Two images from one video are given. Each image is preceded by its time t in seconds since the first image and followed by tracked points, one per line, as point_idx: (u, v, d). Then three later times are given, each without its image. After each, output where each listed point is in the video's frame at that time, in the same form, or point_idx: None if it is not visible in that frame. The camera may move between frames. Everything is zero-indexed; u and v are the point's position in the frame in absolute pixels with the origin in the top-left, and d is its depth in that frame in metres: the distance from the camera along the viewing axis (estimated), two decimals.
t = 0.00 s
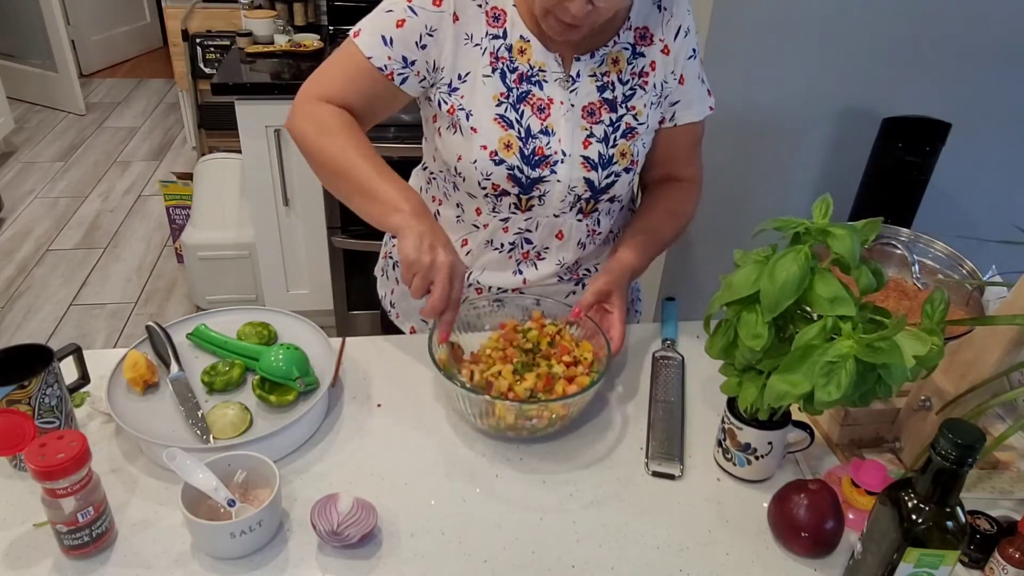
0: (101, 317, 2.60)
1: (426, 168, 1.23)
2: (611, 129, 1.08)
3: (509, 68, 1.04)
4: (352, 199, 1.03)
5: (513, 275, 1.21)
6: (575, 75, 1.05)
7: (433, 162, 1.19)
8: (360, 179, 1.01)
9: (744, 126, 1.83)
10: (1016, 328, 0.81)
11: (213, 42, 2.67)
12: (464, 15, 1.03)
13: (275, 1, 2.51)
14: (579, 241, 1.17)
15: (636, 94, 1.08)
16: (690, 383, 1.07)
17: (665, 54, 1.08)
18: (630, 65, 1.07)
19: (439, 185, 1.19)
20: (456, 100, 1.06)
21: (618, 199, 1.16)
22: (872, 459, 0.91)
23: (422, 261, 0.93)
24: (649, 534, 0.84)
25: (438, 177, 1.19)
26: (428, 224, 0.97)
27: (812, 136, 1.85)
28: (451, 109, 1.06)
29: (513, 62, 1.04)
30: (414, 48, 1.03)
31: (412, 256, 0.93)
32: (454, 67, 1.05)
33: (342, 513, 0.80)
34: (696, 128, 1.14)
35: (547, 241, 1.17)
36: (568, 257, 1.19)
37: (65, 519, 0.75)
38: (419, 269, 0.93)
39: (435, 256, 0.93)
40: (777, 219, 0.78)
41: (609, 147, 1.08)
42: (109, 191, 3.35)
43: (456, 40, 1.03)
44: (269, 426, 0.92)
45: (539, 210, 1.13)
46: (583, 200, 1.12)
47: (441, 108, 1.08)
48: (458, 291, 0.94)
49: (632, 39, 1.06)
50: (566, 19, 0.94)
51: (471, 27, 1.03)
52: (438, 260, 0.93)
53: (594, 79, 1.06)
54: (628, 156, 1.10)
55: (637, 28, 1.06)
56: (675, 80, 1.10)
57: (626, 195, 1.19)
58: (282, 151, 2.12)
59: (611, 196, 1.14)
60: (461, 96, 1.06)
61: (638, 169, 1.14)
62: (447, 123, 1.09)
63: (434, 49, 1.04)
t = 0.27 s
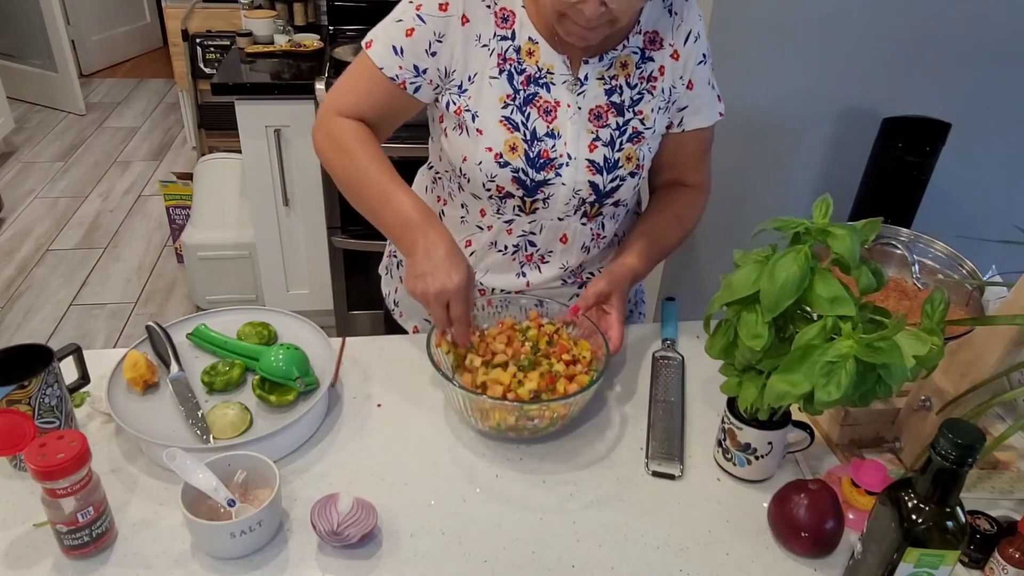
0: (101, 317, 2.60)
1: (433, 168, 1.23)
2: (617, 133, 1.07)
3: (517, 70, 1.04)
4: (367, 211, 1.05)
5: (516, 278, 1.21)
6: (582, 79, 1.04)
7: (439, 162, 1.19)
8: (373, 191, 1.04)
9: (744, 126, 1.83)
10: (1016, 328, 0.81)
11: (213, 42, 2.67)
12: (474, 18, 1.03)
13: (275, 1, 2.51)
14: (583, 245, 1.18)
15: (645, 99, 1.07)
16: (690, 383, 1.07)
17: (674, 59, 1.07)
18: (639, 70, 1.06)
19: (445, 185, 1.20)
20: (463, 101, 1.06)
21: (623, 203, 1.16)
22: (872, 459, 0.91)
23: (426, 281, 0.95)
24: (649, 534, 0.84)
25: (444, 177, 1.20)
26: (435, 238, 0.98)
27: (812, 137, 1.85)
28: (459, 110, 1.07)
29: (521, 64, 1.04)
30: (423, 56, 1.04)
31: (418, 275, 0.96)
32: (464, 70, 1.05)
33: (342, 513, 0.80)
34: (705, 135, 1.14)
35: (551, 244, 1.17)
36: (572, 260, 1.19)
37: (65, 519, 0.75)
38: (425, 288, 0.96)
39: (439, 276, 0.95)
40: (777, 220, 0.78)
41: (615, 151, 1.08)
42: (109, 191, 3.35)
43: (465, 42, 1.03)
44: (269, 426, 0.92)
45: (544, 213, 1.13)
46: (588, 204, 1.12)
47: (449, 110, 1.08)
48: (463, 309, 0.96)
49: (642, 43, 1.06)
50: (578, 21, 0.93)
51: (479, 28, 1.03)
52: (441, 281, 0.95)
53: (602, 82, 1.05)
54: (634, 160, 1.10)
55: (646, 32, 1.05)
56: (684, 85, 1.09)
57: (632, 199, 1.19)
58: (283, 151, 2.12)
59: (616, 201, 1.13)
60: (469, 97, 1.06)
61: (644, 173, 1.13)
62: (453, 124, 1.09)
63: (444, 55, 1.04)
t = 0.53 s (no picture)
0: (101, 317, 2.60)
1: (438, 167, 1.23)
2: (619, 133, 1.07)
3: (518, 71, 1.04)
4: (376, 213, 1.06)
5: (518, 277, 1.21)
6: (585, 79, 1.05)
7: (444, 162, 1.20)
8: (379, 192, 1.04)
9: (744, 126, 1.83)
10: (1017, 328, 0.81)
11: (213, 42, 2.67)
12: (477, 20, 1.03)
13: (275, 1, 2.51)
14: (585, 245, 1.17)
15: (647, 99, 1.07)
16: (690, 383, 1.07)
17: (678, 59, 1.07)
18: (641, 70, 1.06)
19: (449, 184, 1.20)
20: (465, 102, 1.07)
21: (626, 204, 1.16)
22: (872, 459, 0.91)
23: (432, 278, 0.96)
24: (649, 534, 0.84)
25: (448, 177, 1.20)
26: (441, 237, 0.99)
27: (812, 137, 1.85)
28: (460, 111, 1.07)
29: (522, 65, 1.04)
30: (428, 60, 1.04)
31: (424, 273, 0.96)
32: (467, 71, 1.06)
33: (342, 513, 0.80)
34: (711, 135, 1.13)
35: (553, 244, 1.17)
36: (573, 260, 1.19)
37: (65, 519, 0.75)
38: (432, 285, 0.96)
39: (444, 271, 0.95)
40: (777, 220, 0.78)
41: (617, 151, 1.08)
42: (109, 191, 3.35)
43: (468, 43, 1.04)
44: (269, 426, 0.92)
45: (546, 213, 1.13)
46: (590, 204, 1.12)
47: (451, 111, 1.09)
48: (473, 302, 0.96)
49: (645, 43, 1.05)
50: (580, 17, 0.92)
51: (481, 29, 1.04)
52: (448, 276, 0.95)
53: (604, 83, 1.05)
54: (636, 161, 1.09)
55: (650, 32, 1.05)
56: (688, 85, 1.08)
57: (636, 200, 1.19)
58: (283, 151, 2.12)
59: (618, 201, 1.13)
60: (471, 98, 1.06)
61: (647, 174, 1.13)
62: (456, 124, 1.09)
63: (447, 58, 1.05)
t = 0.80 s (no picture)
0: (101, 317, 2.60)
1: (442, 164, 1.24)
2: (621, 132, 1.07)
3: (521, 68, 1.05)
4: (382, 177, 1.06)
5: (520, 275, 1.20)
6: (588, 77, 1.04)
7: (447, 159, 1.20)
8: (384, 152, 1.04)
9: (744, 125, 1.83)
10: (1017, 328, 0.81)
11: (213, 42, 2.67)
12: (479, 16, 1.04)
13: (275, 1, 2.51)
14: (586, 244, 1.17)
15: (650, 98, 1.07)
16: (690, 383, 1.07)
17: (681, 59, 1.07)
18: (644, 70, 1.06)
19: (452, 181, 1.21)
20: (468, 98, 1.07)
21: (628, 204, 1.16)
22: (872, 459, 0.91)
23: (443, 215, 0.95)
24: (649, 534, 0.84)
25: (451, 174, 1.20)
26: (450, 181, 0.99)
27: (812, 136, 1.85)
28: (463, 107, 1.08)
29: (525, 62, 1.05)
30: (427, 52, 1.05)
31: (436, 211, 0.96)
32: (469, 66, 1.06)
33: (342, 513, 0.80)
34: (714, 136, 1.12)
35: (554, 243, 1.17)
36: (575, 259, 1.19)
37: (65, 519, 0.75)
38: (445, 224, 0.95)
39: (457, 205, 0.95)
40: (777, 219, 0.78)
41: (619, 150, 1.08)
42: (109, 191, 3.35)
43: (470, 39, 1.05)
44: (269, 426, 0.91)
45: (547, 210, 1.13)
46: (591, 202, 1.12)
47: (454, 106, 1.09)
48: (489, 234, 0.95)
49: (649, 43, 1.05)
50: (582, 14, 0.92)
51: (484, 26, 1.04)
52: (460, 209, 0.94)
53: (607, 81, 1.05)
54: (638, 160, 1.09)
55: (654, 32, 1.05)
56: (693, 86, 1.08)
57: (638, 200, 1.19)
58: (283, 151, 2.12)
59: (620, 200, 1.13)
60: (473, 94, 1.07)
61: (649, 174, 1.12)
62: (459, 120, 1.10)
63: (447, 51, 1.05)
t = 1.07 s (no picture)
0: (101, 317, 2.60)
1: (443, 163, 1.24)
2: (621, 132, 1.07)
3: (520, 67, 1.05)
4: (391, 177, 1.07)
5: (520, 274, 1.20)
6: (587, 77, 1.04)
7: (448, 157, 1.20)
8: (390, 152, 1.05)
9: (744, 125, 1.83)
10: (1017, 328, 0.81)
11: (213, 42, 2.67)
12: (478, 16, 1.04)
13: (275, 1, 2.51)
14: (586, 243, 1.17)
15: (650, 98, 1.07)
16: (690, 383, 1.07)
17: (682, 59, 1.07)
18: (644, 70, 1.06)
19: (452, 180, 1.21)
20: (468, 97, 1.07)
21: (628, 203, 1.16)
22: (872, 459, 0.91)
23: (449, 215, 0.96)
24: (649, 534, 0.84)
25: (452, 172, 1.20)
26: (456, 181, 1.00)
27: (812, 136, 1.85)
28: (463, 106, 1.08)
29: (525, 61, 1.05)
30: (427, 52, 1.05)
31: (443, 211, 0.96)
32: (469, 66, 1.06)
33: (342, 513, 0.80)
34: (715, 136, 1.12)
35: (554, 242, 1.17)
36: (575, 259, 1.19)
37: (65, 519, 0.75)
38: (452, 224, 0.96)
39: (464, 205, 0.96)
40: (777, 219, 0.78)
41: (618, 150, 1.08)
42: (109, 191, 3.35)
43: (469, 39, 1.05)
44: (269, 427, 0.91)
45: (546, 209, 1.13)
46: (590, 202, 1.12)
47: (454, 106, 1.09)
48: (496, 234, 0.96)
49: (649, 43, 1.05)
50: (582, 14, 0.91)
51: (484, 26, 1.04)
52: (467, 209, 0.95)
53: (607, 81, 1.05)
54: (638, 160, 1.09)
55: (654, 31, 1.05)
56: (693, 86, 1.08)
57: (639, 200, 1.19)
58: (283, 151, 2.12)
59: (620, 200, 1.13)
60: (473, 94, 1.07)
61: (648, 174, 1.12)
62: (458, 119, 1.10)
63: (447, 51, 1.05)
